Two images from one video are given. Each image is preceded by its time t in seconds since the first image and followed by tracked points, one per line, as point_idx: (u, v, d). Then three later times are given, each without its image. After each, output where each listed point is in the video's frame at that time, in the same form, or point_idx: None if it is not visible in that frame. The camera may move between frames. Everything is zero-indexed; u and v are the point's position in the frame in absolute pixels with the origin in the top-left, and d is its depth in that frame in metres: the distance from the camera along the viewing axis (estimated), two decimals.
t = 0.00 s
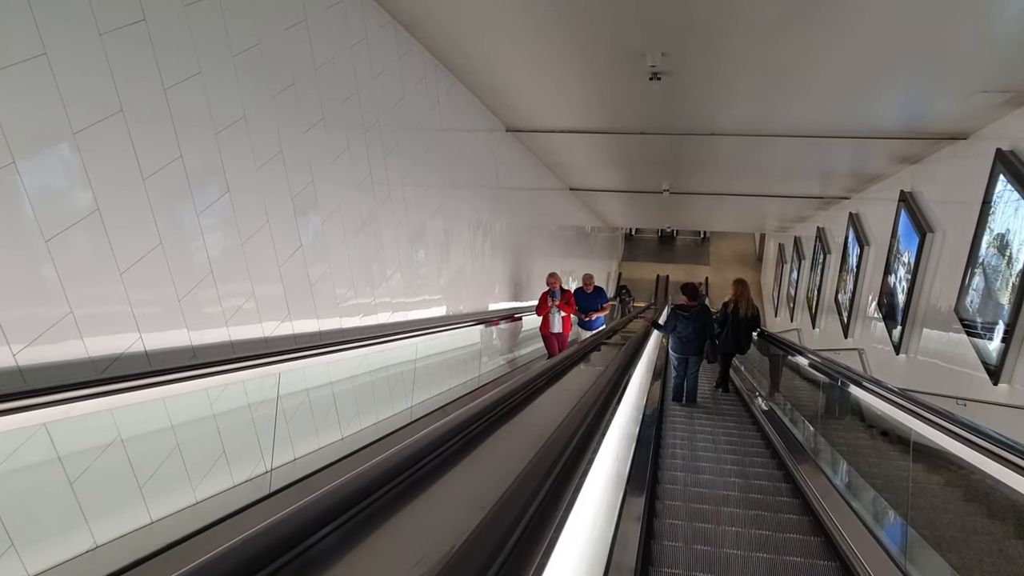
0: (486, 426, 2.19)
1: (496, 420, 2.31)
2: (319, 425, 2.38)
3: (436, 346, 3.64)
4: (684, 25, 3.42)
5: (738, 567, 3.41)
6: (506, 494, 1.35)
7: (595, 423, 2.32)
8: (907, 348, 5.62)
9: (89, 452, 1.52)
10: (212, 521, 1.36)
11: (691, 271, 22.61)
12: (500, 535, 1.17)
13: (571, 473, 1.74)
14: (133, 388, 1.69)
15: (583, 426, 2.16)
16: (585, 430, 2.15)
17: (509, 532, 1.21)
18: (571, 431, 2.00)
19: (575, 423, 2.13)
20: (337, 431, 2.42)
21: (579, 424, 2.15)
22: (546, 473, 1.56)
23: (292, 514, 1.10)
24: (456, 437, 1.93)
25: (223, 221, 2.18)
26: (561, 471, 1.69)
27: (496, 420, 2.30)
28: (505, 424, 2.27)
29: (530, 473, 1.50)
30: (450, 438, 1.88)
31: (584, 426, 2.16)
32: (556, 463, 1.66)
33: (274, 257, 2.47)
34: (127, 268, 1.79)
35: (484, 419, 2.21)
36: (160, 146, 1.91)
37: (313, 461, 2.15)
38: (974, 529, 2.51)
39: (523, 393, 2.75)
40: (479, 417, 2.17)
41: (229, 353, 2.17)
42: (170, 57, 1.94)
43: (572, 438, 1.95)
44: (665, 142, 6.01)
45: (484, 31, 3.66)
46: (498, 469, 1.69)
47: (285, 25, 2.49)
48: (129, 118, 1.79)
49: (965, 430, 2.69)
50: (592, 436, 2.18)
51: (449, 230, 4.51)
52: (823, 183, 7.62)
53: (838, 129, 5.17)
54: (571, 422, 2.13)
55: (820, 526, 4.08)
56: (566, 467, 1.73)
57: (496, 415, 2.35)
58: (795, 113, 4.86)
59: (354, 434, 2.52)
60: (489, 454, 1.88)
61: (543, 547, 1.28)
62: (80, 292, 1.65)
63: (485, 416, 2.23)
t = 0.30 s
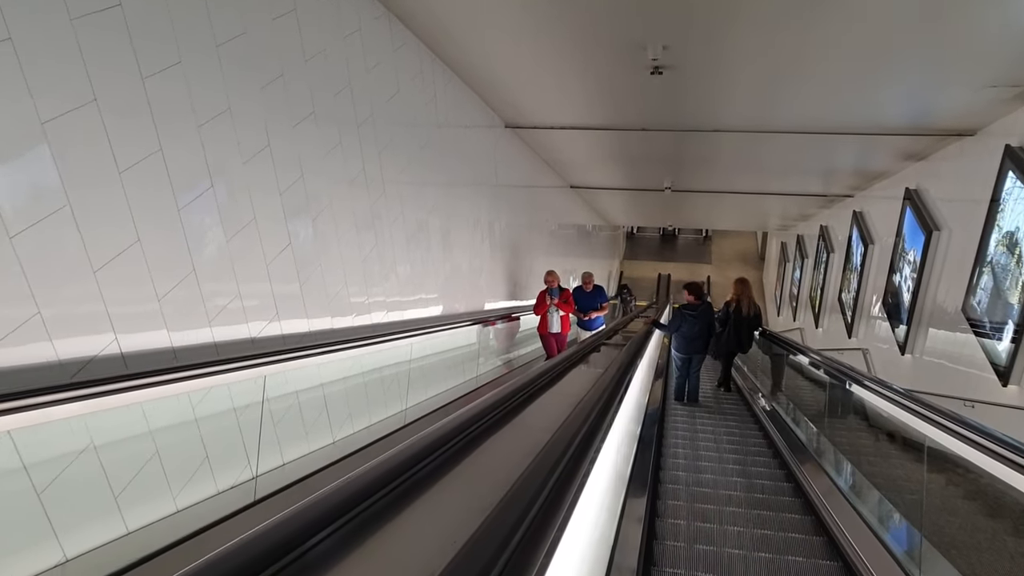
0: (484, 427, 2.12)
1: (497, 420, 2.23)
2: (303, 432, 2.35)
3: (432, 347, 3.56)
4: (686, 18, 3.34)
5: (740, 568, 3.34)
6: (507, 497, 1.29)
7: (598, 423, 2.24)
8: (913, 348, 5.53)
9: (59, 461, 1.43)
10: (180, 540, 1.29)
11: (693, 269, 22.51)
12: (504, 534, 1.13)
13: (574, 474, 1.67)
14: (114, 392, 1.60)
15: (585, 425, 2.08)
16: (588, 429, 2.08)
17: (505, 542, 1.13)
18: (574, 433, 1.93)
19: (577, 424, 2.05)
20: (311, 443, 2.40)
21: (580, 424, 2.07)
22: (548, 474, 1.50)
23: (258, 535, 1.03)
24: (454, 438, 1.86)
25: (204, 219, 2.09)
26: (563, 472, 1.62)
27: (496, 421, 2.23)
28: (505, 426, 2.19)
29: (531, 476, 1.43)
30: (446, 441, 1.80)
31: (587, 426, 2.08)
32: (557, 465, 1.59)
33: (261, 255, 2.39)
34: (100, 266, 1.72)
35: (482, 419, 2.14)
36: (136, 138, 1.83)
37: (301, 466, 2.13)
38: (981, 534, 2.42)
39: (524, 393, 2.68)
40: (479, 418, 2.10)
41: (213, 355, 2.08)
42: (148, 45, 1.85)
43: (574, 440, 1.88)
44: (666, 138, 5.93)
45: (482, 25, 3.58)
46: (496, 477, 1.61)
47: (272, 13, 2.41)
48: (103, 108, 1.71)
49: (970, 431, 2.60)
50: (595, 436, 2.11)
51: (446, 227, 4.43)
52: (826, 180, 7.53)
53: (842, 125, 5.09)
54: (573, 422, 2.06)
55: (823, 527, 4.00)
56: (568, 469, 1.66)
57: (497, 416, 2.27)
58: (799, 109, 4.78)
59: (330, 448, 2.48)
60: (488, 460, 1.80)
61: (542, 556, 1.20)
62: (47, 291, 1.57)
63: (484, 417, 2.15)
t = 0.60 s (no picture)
0: (482, 429, 2.04)
1: (494, 422, 2.16)
2: (294, 435, 2.27)
3: (427, 348, 3.48)
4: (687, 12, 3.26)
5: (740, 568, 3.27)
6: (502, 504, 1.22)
7: (598, 426, 2.17)
8: (918, 349, 5.45)
9: (24, 470, 1.35)
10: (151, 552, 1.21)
11: (694, 269, 22.43)
12: (505, 536, 1.09)
13: (573, 479, 1.59)
14: (82, 397, 1.53)
15: (586, 427, 2.01)
16: (588, 431, 2.00)
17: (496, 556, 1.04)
18: (574, 434, 1.85)
19: (577, 425, 1.97)
20: (304, 447, 2.31)
21: (580, 426, 1.99)
22: (547, 480, 1.42)
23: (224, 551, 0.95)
24: (450, 441, 1.78)
25: (184, 216, 2.01)
26: (563, 478, 1.54)
27: (494, 423, 2.15)
28: (504, 428, 2.12)
29: (529, 483, 1.35)
30: (442, 444, 1.73)
31: (587, 428, 2.00)
32: (556, 470, 1.51)
33: (247, 253, 2.31)
34: (71, 266, 1.64)
35: (479, 420, 2.06)
36: (111, 131, 1.75)
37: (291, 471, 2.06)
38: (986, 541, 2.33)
39: (524, 395, 2.60)
40: (475, 421, 2.02)
41: (194, 358, 2.01)
42: (123, 33, 1.77)
43: (574, 443, 1.80)
44: (667, 136, 5.85)
45: (479, 19, 3.50)
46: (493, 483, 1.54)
47: (258, 3, 2.33)
48: (74, 99, 1.63)
49: (978, 435, 2.52)
50: (596, 438, 2.04)
51: (443, 225, 4.35)
52: (829, 179, 7.45)
53: (847, 122, 5.01)
54: (573, 424, 1.98)
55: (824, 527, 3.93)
56: (567, 473, 1.58)
57: (495, 419, 2.20)
58: (803, 105, 4.69)
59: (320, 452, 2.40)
60: (486, 464, 1.73)
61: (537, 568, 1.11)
62: (14, 291, 1.49)
63: (481, 418, 2.08)
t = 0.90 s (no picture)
0: (478, 430, 1.96)
1: (491, 423, 2.08)
2: (280, 438, 2.20)
3: (421, 348, 3.40)
4: (690, 3, 3.18)
5: (742, 567, 3.20)
6: (492, 516, 1.14)
7: (597, 428, 2.09)
8: (924, 350, 5.36)
9: None
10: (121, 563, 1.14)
11: (696, 268, 22.34)
12: (498, 549, 1.02)
13: (572, 484, 1.51)
14: (52, 400, 1.45)
15: (585, 429, 1.93)
16: (587, 433, 1.92)
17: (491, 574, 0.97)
18: (573, 437, 1.77)
19: (576, 426, 1.89)
20: (290, 451, 2.23)
21: (580, 427, 1.91)
22: (544, 487, 1.34)
23: (195, 557, 0.87)
24: (446, 443, 1.70)
25: (164, 211, 1.93)
26: (561, 483, 1.46)
27: (490, 424, 2.07)
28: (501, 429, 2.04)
29: (524, 490, 1.26)
30: (435, 447, 1.65)
31: (587, 430, 1.92)
32: (553, 476, 1.43)
33: (233, 250, 2.23)
34: (41, 262, 1.56)
35: (475, 421, 1.98)
36: (84, 120, 1.67)
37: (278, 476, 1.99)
38: (999, 549, 2.26)
39: (522, 395, 2.52)
40: (471, 423, 1.94)
41: (175, 359, 1.93)
42: (96, 16, 1.69)
43: (573, 446, 1.72)
44: (669, 132, 5.76)
45: (476, 10, 3.41)
46: (488, 486, 1.46)
47: None
48: (43, 87, 1.56)
49: (992, 440, 2.44)
50: (596, 441, 1.96)
51: (441, 222, 4.27)
52: (834, 176, 7.35)
53: (852, 119, 4.92)
54: (572, 425, 1.90)
55: (824, 526, 3.86)
56: (565, 478, 1.50)
57: (492, 419, 2.12)
58: (807, 100, 4.61)
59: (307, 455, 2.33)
60: (482, 465, 1.64)
61: None
62: None
63: (477, 419, 2.00)
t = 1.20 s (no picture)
0: (474, 432, 1.88)
1: (490, 424, 2.00)
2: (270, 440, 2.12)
3: (416, 349, 3.32)
4: None
5: (745, 564, 3.12)
6: (482, 530, 1.06)
7: (600, 428, 2.00)
8: (931, 349, 5.27)
9: None
10: None
11: (698, 266, 22.25)
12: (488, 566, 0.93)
13: (572, 490, 1.43)
14: (21, 408, 1.37)
15: (586, 430, 1.84)
16: (589, 434, 1.83)
17: None
18: (574, 438, 1.69)
19: (577, 427, 1.81)
20: (278, 455, 2.15)
21: (581, 428, 1.83)
22: (542, 495, 1.25)
23: None
24: (440, 448, 1.62)
25: (143, 208, 1.85)
26: (560, 488, 1.38)
27: (489, 425, 1.99)
28: (499, 432, 1.96)
29: (517, 499, 1.18)
30: (429, 452, 1.57)
31: (588, 430, 1.84)
32: (553, 480, 1.35)
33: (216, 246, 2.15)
34: (8, 258, 1.46)
35: (472, 422, 1.90)
36: (55, 109, 1.57)
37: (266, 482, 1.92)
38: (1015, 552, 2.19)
39: (522, 395, 2.44)
40: (467, 424, 1.86)
41: (156, 361, 1.85)
42: None
43: (574, 449, 1.64)
44: (670, 127, 5.68)
45: (472, 1, 3.33)
46: (484, 492, 1.38)
47: None
48: (9, 74, 1.46)
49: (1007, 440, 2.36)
50: (598, 442, 1.88)
51: (438, 219, 4.19)
52: (837, 172, 7.26)
53: (857, 113, 4.83)
54: (573, 426, 1.82)
55: (827, 523, 3.79)
56: (565, 483, 1.42)
57: (491, 421, 2.04)
58: (812, 94, 4.52)
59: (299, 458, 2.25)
60: (480, 471, 1.57)
61: None
62: None
63: (475, 420, 1.92)
